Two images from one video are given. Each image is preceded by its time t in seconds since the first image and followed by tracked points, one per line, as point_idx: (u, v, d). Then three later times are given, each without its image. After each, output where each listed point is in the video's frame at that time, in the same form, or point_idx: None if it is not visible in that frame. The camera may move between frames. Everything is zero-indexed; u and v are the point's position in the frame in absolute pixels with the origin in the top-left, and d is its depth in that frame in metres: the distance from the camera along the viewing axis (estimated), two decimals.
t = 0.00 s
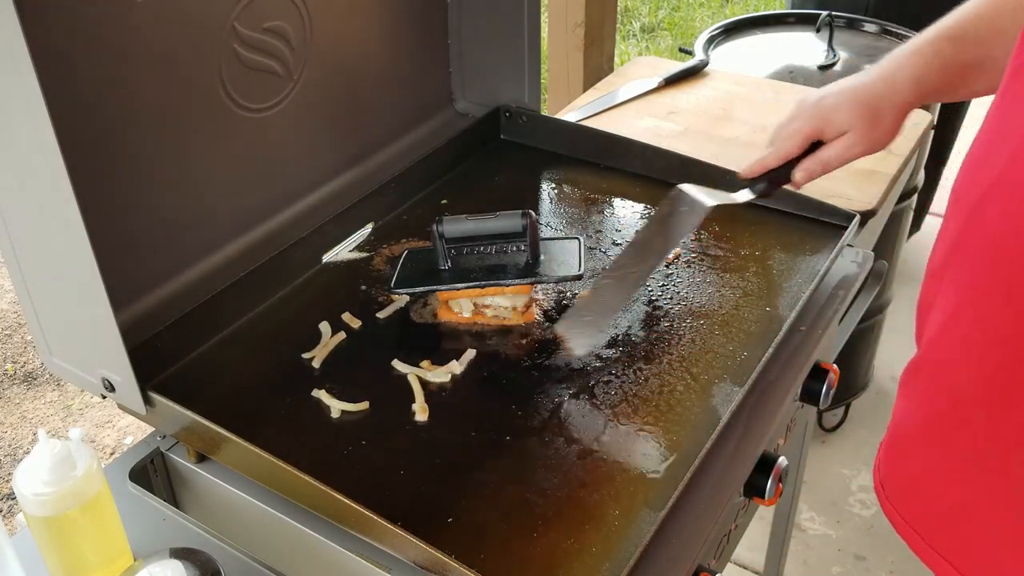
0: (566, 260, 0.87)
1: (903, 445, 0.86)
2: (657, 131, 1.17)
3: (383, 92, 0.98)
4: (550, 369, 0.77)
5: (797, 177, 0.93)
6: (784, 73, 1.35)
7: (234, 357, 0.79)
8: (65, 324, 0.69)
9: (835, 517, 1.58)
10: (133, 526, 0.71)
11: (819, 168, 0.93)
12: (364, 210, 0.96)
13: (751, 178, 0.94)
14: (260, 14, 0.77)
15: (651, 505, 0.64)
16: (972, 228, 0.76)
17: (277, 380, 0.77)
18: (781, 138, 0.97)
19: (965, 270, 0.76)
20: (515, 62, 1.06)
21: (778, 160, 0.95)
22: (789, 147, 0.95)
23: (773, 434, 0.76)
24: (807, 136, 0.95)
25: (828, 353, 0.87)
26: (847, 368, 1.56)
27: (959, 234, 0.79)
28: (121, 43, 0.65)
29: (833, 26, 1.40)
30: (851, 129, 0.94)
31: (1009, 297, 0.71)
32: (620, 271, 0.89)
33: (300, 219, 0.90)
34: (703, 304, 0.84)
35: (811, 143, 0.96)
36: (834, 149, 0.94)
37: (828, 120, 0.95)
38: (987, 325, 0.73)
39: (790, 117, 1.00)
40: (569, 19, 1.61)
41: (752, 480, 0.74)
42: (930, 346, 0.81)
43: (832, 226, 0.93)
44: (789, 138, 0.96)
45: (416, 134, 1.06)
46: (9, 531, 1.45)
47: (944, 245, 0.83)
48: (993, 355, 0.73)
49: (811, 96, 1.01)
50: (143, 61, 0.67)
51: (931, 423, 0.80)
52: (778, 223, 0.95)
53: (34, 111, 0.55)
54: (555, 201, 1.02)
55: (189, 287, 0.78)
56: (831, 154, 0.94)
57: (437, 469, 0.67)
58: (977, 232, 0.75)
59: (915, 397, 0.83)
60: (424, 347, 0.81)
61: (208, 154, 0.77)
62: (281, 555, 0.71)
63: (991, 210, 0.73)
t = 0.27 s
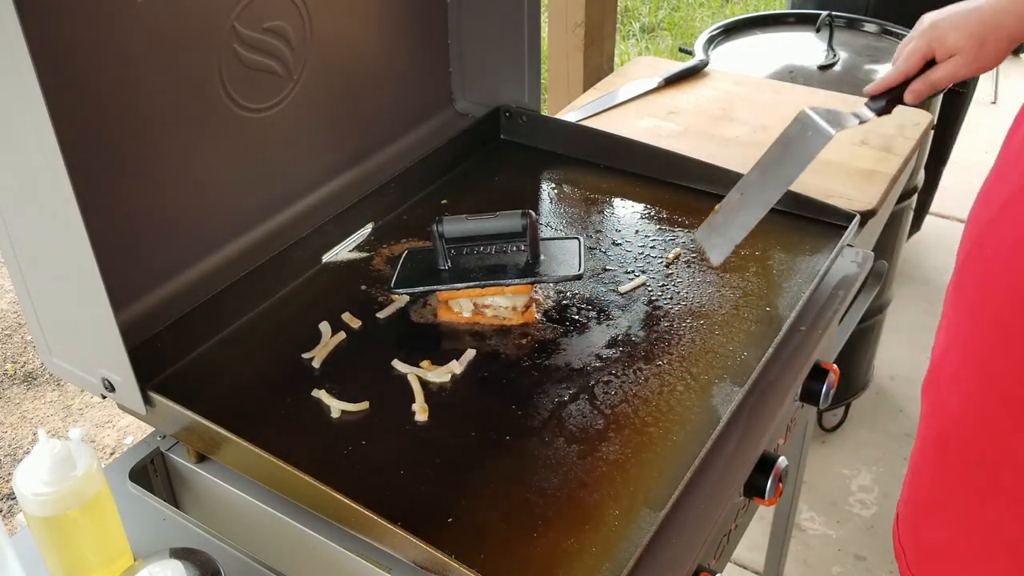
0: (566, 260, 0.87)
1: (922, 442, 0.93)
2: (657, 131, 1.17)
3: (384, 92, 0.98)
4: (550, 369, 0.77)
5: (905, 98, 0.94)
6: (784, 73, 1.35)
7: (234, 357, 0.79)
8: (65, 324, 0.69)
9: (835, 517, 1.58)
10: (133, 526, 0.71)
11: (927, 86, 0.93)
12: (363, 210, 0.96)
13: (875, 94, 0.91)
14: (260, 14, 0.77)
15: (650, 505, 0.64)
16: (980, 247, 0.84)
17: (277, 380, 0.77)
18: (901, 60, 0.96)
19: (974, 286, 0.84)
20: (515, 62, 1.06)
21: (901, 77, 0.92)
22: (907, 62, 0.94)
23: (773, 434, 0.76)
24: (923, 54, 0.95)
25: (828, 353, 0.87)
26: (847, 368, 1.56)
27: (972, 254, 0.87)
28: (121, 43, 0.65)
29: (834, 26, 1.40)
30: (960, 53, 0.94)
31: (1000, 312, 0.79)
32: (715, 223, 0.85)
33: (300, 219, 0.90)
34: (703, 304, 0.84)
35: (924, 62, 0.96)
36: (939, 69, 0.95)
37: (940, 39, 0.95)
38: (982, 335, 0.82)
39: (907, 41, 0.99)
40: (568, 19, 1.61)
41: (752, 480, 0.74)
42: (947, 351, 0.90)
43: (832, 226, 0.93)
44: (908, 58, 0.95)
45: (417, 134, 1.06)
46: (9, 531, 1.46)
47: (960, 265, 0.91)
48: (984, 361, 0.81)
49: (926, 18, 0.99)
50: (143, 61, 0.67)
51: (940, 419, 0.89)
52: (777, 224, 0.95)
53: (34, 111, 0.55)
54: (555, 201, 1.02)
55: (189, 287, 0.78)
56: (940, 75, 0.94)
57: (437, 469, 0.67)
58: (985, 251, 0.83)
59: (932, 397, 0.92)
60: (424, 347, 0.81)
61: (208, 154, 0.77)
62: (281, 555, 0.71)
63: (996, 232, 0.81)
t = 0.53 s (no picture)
0: (566, 260, 0.87)
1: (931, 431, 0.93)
2: (657, 131, 1.17)
3: (383, 92, 0.98)
4: (550, 369, 0.77)
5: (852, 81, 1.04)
6: (784, 73, 1.35)
7: (233, 357, 0.79)
8: (65, 324, 0.69)
9: (835, 517, 1.58)
10: (133, 526, 0.71)
11: (869, 70, 1.03)
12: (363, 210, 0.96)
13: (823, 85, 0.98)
14: (260, 14, 0.77)
15: (651, 505, 0.64)
16: (982, 232, 0.84)
17: (277, 380, 0.77)
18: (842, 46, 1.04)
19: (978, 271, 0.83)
20: (514, 62, 1.06)
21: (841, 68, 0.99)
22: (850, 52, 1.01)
23: (773, 434, 0.76)
24: (865, 37, 1.03)
25: (828, 353, 0.87)
26: (847, 369, 1.56)
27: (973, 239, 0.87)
28: (121, 43, 0.65)
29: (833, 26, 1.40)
30: (901, 34, 1.01)
31: (1005, 300, 0.79)
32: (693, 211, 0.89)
33: (300, 219, 0.90)
34: (703, 304, 0.84)
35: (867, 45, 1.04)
36: (880, 51, 1.03)
37: (881, 22, 1.01)
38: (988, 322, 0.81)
39: (849, 21, 1.07)
40: (569, 19, 1.61)
41: (752, 480, 0.74)
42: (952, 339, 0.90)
43: (832, 225, 0.93)
44: (849, 45, 1.03)
45: (416, 134, 1.06)
46: (9, 531, 1.46)
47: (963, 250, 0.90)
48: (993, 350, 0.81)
49: None
50: (142, 61, 0.67)
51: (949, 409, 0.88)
52: (778, 224, 0.95)
53: (33, 112, 0.55)
54: (555, 201, 1.02)
55: (189, 287, 0.78)
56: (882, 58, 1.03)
57: (436, 469, 0.67)
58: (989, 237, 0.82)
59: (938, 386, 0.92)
60: (424, 347, 0.81)
61: (208, 155, 0.77)
62: (281, 555, 0.71)
63: (999, 218, 0.80)
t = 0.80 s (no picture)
0: (566, 260, 0.88)
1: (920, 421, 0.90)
2: (657, 131, 1.17)
3: (383, 92, 0.98)
4: (550, 369, 0.77)
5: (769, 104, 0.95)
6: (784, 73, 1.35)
7: (233, 357, 0.79)
8: (64, 324, 0.69)
9: (835, 517, 1.58)
10: (133, 526, 0.71)
11: (785, 92, 0.94)
12: (364, 210, 0.96)
13: (739, 114, 0.92)
14: (260, 15, 0.77)
15: (650, 505, 0.64)
16: (968, 216, 0.81)
17: (277, 380, 0.77)
18: (754, 71, 0.97)
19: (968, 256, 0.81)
20: (514, 62, 1.06)
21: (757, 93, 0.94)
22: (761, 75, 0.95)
23: (773, 434, 0.76)
24: (774, 58, 0.95)
25: (828, 353, 0.87)
26: (847, 369, 1.56)
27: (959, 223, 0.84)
28: (121, 44, 0.65)
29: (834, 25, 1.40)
30: (810, 53, 0.94)
31: (998, 286, 0.76)
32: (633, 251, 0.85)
33: (300, 219, 0.90)
34: (703, 304, 0.84)
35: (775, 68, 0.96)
36: (789, 73, 0.94)
37: (789, 44, 0.94)
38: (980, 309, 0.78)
39: (754, 46, 0.99)
40: (569, 19, 1.61)
41: (752, 480, 0.74)
42: (937, 326, 0.87)
43: (832, 225, 0.93)
44: (759, 70, 0.95)
45: (416, 135, 1.06)
46: (9, 531, 1.46)
47: (946, 233, 0.88)
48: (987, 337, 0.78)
49: (762, 17, 0.99)
50: (142, 61, 0.67)
51: (940, 399, 0.85)
52: (778, 224, 0.95)
53: (34, 113, 0.55)
54: (555, 201, 1.02)
55: (189, 287, 0.78)
56: (788, 80, 0.94)
57: (436, 469, 0.67)
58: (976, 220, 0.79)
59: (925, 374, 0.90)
60: (424, 347, 0.81)
61: (208, 155, 0.77)
62: (281, 555, 0.71)
63: (987, 202, 0.78)
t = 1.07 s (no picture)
0: (566, 260, 0.87)
1: (916, 409, 0.89)
2: (657, 131, 1.17)
3: (383, 92, 0.98)
4: (550, 369, 0.77)
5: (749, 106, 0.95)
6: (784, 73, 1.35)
7: (233, 358, 0.79)
8: (64, 324, 0.69)
9: (835, 516, 1.58)
10: (133, 526, 0.71)
11: (763, 93, 0.95)
12: (364, 211, 0.96)
13: (720, 118, 0.93)
14: (260, 15, 0.77)
15: (650, 505, 0.64)
16: (963, 203, 0.80)
17: (277, 380, 0.77)
18: (732, 74, 0.97)
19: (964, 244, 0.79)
20: (514, 62, 1.06)
21: (737, 95, 0.94)
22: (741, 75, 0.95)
23: (773, 434, 0.76)
24: (753, 59, 0.95)
25: (828, 353, 0.87)
26: (847, 369, 1.56)
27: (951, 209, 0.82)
28: (121, 44, 0.65)
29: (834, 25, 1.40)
30: (789, 54, 0.95)
31: (996, 274, 0.75)
32: (619, 262, 0.86)
33: (300, 219, 0.90)
34: (703, 304, 0.84)
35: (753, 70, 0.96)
36: (767, 74, 0.95)
37: (768, 47, 0.94)
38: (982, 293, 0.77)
39: (730, 48, 0.99)
40: (569, 19, 1.61)
41: (752, 481, 0.74)
42: (929, 317, 0.85)
43: (832, 226, 0.93)
44: (737, 74, 0.96)
45: (416, 135, 1.06)
46: (9, 531, 1.46)
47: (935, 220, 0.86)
48: (990, 325, 0.77)
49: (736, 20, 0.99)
50: (142, 61, 0.67)
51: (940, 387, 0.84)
52: (778, 224, 0.95)
53: (34, 113, 0.55)
54: (555, 201, 1.02)
55: (189, 287, 0.78)
56: (768, 81, 0.95)
57: (436, 469, 0.67)
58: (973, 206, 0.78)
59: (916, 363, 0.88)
60: (424, 347, 0.81)
61: (208, 155, 0.77)
62: (281, 555, 0.71)
63: (984, 189, 0.77)
